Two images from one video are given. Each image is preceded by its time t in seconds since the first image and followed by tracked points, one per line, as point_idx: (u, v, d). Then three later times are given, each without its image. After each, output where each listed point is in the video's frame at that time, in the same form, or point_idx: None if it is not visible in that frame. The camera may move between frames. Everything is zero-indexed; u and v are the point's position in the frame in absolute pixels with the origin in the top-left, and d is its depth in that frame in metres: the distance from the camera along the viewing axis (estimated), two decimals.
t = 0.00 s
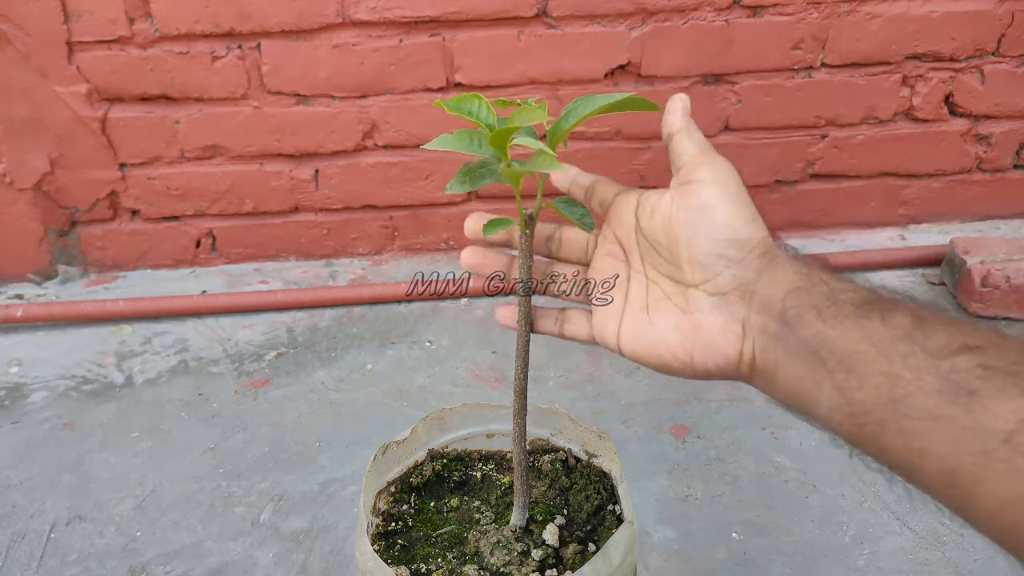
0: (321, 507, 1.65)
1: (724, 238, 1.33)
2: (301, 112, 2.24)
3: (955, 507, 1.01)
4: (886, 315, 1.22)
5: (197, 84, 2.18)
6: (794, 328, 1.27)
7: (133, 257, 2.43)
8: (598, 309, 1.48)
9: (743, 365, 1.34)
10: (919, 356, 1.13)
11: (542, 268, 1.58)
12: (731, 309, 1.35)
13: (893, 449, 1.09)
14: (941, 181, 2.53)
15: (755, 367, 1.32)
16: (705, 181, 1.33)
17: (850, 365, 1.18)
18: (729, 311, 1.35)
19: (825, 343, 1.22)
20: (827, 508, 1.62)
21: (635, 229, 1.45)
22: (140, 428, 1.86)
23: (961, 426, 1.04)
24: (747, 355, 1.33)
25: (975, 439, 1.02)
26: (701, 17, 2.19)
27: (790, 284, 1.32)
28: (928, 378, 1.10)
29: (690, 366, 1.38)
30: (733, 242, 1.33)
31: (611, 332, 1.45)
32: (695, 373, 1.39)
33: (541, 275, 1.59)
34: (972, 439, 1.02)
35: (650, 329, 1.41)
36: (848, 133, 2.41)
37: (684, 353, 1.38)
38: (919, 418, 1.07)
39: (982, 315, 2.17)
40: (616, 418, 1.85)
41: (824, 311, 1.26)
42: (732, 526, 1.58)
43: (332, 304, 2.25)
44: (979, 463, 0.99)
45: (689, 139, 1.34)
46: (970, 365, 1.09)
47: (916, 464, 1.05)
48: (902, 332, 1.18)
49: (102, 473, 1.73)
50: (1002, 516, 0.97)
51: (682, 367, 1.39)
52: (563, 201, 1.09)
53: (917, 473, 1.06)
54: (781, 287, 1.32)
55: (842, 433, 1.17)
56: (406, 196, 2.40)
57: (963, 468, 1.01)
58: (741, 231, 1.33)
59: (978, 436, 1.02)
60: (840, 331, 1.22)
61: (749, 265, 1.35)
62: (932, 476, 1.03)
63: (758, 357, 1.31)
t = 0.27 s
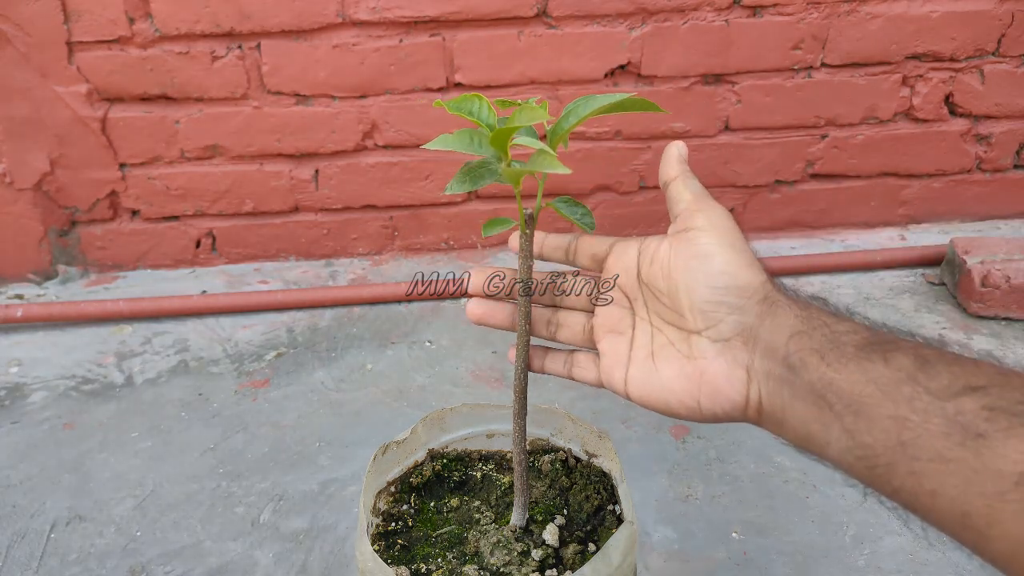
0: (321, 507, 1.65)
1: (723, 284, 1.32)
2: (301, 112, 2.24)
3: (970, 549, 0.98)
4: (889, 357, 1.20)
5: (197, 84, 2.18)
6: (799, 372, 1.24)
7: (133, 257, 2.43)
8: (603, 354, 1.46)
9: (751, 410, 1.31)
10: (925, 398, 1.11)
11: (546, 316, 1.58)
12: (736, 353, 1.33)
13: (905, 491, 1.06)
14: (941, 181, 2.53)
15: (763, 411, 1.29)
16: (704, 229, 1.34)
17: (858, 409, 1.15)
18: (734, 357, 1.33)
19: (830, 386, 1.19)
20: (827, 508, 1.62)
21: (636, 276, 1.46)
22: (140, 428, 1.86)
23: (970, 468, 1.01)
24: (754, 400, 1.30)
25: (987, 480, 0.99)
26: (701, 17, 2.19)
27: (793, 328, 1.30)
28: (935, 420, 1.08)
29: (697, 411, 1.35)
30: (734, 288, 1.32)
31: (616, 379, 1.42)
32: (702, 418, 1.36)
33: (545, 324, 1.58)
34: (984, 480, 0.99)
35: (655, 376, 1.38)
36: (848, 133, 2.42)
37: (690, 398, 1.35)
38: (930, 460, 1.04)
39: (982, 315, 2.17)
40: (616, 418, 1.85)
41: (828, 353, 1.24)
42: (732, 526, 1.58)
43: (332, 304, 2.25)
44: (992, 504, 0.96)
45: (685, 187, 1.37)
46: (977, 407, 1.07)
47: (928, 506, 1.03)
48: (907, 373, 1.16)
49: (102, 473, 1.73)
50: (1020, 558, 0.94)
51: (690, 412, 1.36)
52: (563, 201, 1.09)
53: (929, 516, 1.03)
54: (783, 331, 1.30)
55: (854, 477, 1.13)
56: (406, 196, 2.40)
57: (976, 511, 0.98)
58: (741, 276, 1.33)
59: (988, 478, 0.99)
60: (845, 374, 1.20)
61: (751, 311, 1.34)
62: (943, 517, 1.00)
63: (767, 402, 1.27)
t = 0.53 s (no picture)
0: (320, 507, 1.65)
1: (727, 290, 1.32)
2: (300, 112, 2.24)
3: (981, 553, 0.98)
4: (895, 360, 1.19)
5: (197, 84, 2.18)
6: (806, 376, 1.23)
7: (133, 257, 2.43)
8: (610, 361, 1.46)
9: (759, 414, 1.30)
10: (931, 401, 1.11)
11: (551, 324, 1.58)
12: (743, 358, 1.32)
13: (915, 495, 1.06)
14: (941, 181, 2.53)
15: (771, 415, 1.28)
16: (706, 235, 1.33)
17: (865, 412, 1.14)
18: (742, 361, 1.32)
19: (838, 390, 1.18)
20: (828, 508, 1.61)
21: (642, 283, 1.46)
22: (140, 428, 1.86)
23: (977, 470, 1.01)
24: (762, 405, 1.29)
25: (995, 483, 0.99)
26: (701, 17, 2.19)
27: (799, 331, 1.28)
28: (942, 423, 1.08)
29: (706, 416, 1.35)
30: (740, 294, 1.31)
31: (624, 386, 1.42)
32: (712, 423, 1.36)
33: (551, 332, 1.58)
34: (992, 483, 0.99)
35: (663, 382, 1.38)
36: (848, 133, 2.42)
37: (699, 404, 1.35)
38: (938, 463, 1.04)
39: (982, 315, 2.17)
40: (616, 418, 1.85)
41: (835, 356, 1.23)
42: (732, 526, 1.58)
43: (332, 304, 2.25)
44: (1001, 508, 0.97)
45: (685, 192, 1.34)
46: (984, 409, 1.07)
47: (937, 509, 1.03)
48: (913, 376, 1.15)
49: (102, 473, 1.73)
50: None
51: (699, 417, 1.36)
52: (563, 201, 1.09)
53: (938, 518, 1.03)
54: (790, 334, 1.29)
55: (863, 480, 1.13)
56: (406, 196, 2.40)
57: (984, 514, 0.98)
58: (745, 280, 1.31)
59: (995, 481, 0.99)
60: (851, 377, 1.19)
61: (757, 316, 1.33)
62: (953, 522, 1.00)
63: (775, 405, 1.26)
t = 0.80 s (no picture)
0: (320, 507, 1.65)
1: (739, 304, 1.32)
2: (301, 112, 2.24)
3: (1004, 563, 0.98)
4: (907, 371, 1.18)
5: (197, 84, 2.18)
6: (821, 388, 1.21)
7: (134, 257, 2.43)
8: (626, 378, 1.46)
9: (777, 426, 1.29)
10: (944, 412, 1.09)
11: (566, 344, 1.57)
12: (758, 371, 1.32)
13: (932, 505, 1.05)
14: (941, 182, 2.53)
15: (788, 427, 1.27)
16: (716, 249, 1.34)
17: (878, 423, 1.13)
18: (758, 374, 1.32)
19: (852, 401, 1.16)
20: (828, 508, 1.61)
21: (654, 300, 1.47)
22: (140, 428, 1.86)
23: (992, 481, 1.01)
24: (779, 417, 1.28)
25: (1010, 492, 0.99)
26: (701, 17, 2.20)
27: (812, 342, 1.27)
28: (955, 434, 1.07)
29: (724, 430, 1.34)
30: (752, 307, 1.32)
31: (640, 401, 1.43)
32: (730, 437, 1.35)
33: (565, 350, 1.57)
34: (1008, 492, 0.99)
35: (680, 397, 1.38)
36: (848, 133, 2.42)
37: (717, 418, 1.34)
38: (952, 473, 1.04)
39: (982, 314, 2.17)
40: (616, 418, 1.85)
41: (848, 368, 1.21)
42: (732, 526, 1.58)
43: (332, 304, 2.25)
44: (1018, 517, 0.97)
45: (691, 208, 1.35)
46: (998, 418, 1.07)
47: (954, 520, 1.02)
48: (926, 386, 1.14)
49: (102, 473, 1.73)
50: None
51: (717, 431, 1.35)
52: (563, 201, 1.08)
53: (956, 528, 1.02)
54: (802, 346, 1.27)
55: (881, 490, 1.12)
56: (406, 196, 2.40)
57: (1002, 525, 0.98)
58: (756, 292, 1.32)
59: (1012, 491, 0.99)
60: (864, 388, 1.17)
61: (770, 329, 1.32)
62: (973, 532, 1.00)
63: (793, 419, 1.25)
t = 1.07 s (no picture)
0: (321, 507, 1.65)
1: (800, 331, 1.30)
2: (301, 112, 2.24)
3: None
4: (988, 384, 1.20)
5: (197, 84, 2.18)
6: (901, 405, 1.25)
7: (133, 258, 2.43)
8: (707, 408, 1.43)
9: (861, 444, 1.31)
10: None
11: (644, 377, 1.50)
12: (834, 392, 1.32)
13: None
14: (941, 181, 2.53)
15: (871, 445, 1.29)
16: (760, 280, 1.30)
17: (972, 442, 1.17)
18: (834, 395, 1.32)
19: (937, 420, 1.21)
20: (827, 508, 1.61)
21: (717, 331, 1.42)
22: (141, 428, 1.86)
23: None
24: (861, 436, 1.29)
25: None
26: (701, 17, 2.20)
27: (884, 359, 1.30)
28: None
29: (808, 452, 1.35)
30: (812, 329, 1.30)
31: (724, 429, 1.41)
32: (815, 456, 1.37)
33: (649, 387, 1.50)
34: None
35: (760, 422, 1.38)
36: (848, 133, 2.42)
37: (800, 441, 1.35)
38: None
39: (981, 315, 2.17)
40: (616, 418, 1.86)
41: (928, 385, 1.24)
42: (732, 526, 1.58)
43: (332, 304, 2.26)
44: None
45: (720, 245, 1.29)
46: None
47: None
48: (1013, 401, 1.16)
49: (102, 473, 1.73)
50: None
51: (800, 452, 1.36)
52: (563, 202, 1.07)
53: None
54: (877, 365, 1.29)
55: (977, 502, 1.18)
56: (406, 196, 2.40)
57: None
58: (815, 315, 1.31)
59: None
60: (950, 408, 1.20)
61: (837, 348, 1.32)
62: None
63: (876, 437, 1.27)
